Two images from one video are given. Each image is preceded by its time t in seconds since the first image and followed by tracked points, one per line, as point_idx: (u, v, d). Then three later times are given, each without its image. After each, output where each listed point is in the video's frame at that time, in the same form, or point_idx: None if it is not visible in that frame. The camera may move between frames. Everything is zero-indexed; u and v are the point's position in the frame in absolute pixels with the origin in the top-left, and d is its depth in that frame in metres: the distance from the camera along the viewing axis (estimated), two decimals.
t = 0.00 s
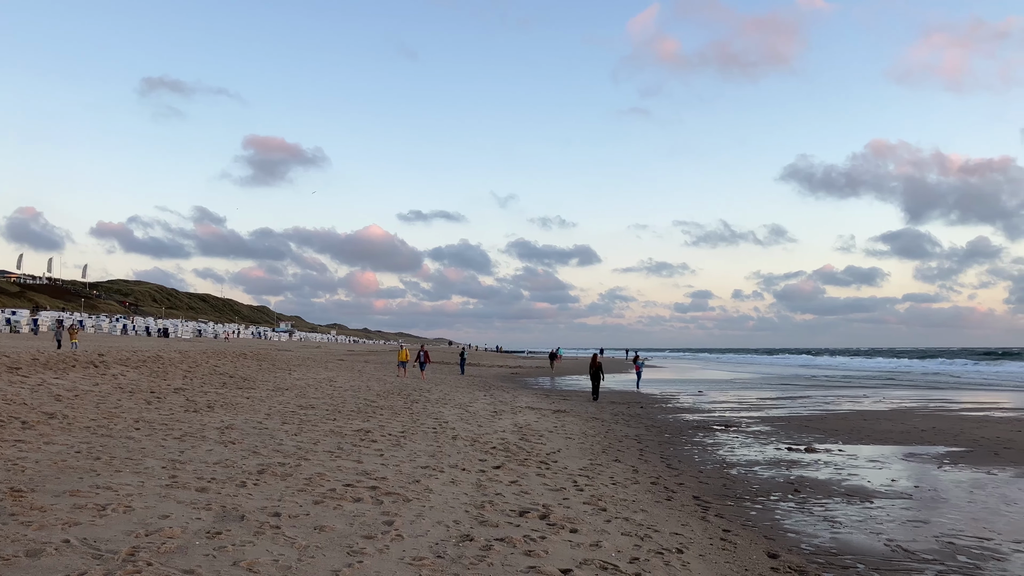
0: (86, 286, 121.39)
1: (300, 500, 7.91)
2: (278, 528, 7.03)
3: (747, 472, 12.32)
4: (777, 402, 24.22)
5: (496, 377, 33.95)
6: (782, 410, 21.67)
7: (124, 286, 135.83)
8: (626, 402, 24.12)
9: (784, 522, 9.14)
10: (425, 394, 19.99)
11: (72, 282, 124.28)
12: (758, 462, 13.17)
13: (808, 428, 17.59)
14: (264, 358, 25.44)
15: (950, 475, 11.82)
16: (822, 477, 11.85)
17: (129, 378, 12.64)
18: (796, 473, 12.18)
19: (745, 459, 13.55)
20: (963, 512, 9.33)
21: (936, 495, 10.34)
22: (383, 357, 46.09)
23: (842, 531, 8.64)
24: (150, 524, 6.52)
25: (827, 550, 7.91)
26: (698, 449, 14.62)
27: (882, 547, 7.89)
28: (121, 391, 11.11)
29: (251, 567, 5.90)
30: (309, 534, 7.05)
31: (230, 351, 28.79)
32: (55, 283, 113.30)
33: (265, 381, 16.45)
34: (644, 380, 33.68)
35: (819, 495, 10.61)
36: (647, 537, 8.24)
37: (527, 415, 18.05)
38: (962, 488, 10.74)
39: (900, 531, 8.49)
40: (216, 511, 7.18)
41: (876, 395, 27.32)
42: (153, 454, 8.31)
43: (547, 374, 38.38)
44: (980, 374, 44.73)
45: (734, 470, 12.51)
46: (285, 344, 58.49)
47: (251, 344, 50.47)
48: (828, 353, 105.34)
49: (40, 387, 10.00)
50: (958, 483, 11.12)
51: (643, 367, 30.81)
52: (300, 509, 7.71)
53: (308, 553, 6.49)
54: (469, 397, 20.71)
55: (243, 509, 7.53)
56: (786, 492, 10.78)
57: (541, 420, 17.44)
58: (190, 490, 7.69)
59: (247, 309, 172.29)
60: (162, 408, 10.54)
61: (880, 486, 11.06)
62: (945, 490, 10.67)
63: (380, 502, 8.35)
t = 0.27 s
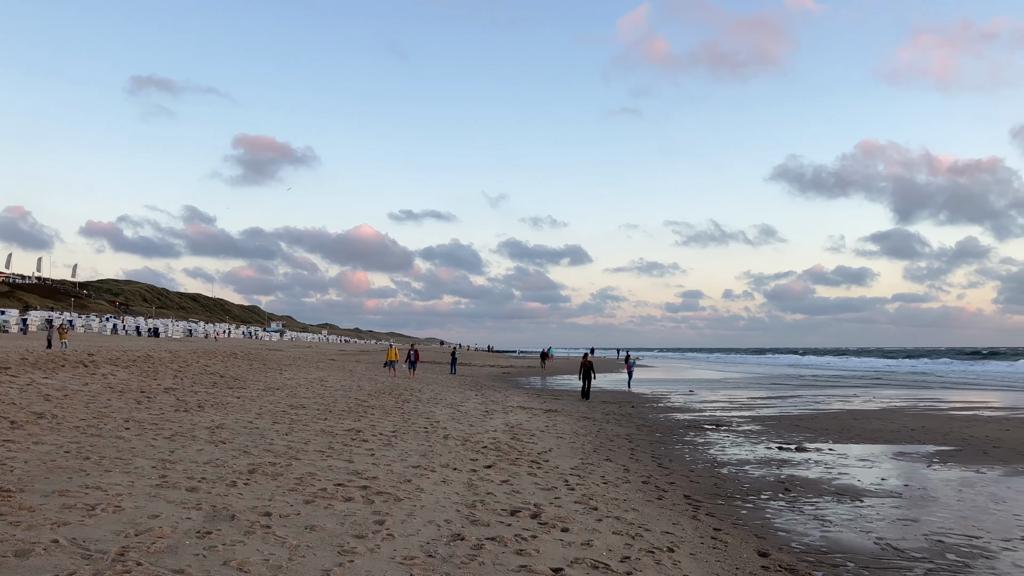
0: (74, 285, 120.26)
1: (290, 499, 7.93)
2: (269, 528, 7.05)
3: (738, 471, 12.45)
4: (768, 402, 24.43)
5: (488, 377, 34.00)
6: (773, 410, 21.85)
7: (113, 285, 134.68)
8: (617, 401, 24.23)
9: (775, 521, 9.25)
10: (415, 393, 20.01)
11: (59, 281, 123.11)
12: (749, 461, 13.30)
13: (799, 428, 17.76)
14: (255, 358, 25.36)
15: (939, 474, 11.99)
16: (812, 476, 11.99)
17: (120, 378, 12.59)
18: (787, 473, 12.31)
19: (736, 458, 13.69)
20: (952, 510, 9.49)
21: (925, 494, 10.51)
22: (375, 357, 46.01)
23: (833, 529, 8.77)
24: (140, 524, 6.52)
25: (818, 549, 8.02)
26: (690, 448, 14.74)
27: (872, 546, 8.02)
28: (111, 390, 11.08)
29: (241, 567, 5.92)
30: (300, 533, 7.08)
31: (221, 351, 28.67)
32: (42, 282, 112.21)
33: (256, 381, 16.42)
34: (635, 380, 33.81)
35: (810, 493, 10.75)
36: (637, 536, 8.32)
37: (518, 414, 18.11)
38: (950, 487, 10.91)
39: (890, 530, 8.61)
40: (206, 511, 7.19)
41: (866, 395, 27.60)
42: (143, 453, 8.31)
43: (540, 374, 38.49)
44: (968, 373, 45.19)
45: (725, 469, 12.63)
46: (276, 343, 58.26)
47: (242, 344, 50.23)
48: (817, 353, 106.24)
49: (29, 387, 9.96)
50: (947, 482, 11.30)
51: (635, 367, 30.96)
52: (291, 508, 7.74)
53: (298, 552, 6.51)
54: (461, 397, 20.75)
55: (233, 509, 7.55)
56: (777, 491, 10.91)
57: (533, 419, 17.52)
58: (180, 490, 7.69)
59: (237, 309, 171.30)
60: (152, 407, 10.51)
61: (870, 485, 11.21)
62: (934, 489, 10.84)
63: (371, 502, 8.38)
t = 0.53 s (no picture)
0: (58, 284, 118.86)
1: (279, 499, 7.95)
2: (257, 528, 7.07)
3: (727, 470, 12.59)
4: (757, 401, 24.67)
5: (478, 376, 34.03)
6: (761, 409, 22.06)
7: (98, 284, 133.22)
8: (607, 401, 24.35)
9: (763, 520, 9.38)
10: (404, 393, 20.01)
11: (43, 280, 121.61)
12: (737, 460, 13.45)
13: (787, 427, 17.95)
14: (243, 358, 25.24)
15: (926, 472, 12.20)
16: (800, 475, 12.16)
17: (107, 377, 12.53)
18: (775, 471, 12.46)
19: (724, 457, 13.83)
20: (938, 508, 9.66)
21: (912, 492, 10.69)
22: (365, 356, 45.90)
23: (820, 528, 8.90)
24: (126, 525, 6.52)
25: (805, 547, 8.15)
26: (679, 447, 14.88)
27: (859, 544, 8.15)
28: (98, 390, 11.02)
29: (229, 566, 5.94)
30: (288, 533, 7.10)
31: (209, 351, 28.50)
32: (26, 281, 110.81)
33: (244, 381, 16.37)
34: (625, 380, 33.95)
35: (798, 492, 10.90)
36: (626, 535, 8.42)
37: (507, 414, 18.16)
38: (937, 485, 11.11)
39: (877, 528, 8.77)
40: (194, 511, 7.20)
41: (854, 394, 27.91)
42: (130, 453, 8.29)
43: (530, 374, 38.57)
44: (952, 372, 45.76)
45: (713, 468, 12.77)
46: (264, 343, 57.93)
47: (230, 344, 49.89)
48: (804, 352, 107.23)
49: (14, 387, 9.89)
50: (933, 480, 11.49)
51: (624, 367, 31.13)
52: (279, 508, 7.76)
53: (287, 552, 6.54)
54: (450, 397, 20.78)
55: (221, 508, 7.56)
56: (764, 490, 11.05)
57: (523, 419, 17.60)
58: (167, 490, 7.69)
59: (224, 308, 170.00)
60: (140, 407, 10.47)
61: (858, 484, 11.39)
62: (921, 487, 11.03)
63: (359, 501, 8.42)
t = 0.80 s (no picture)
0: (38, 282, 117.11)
1: (263, 499, 7.97)
2: (241, 528, 7.10)
3: (712, 469, 12.77)
4: (743, 400, 24.96)
5: (465, 376, 34.08)
6: (747, 407, 22.35)
7: (79, 283, 131.41)
8: (594, 400, 24.51)
9: (748, 518, 9.55)
10: (390, 392, 20.03)
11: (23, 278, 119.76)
12: (723, 459, 13.64)
13: (772, 425, 18.22)
14: (228, 357, 25.11)
15: (909, 470, 12.46)
16: (785, 473, 12.36)
17: (90, 377, 12.44)
18: (760, 470, 12.67)
19: (710, 456, 14.02)
20: (921, 506, 9.89)
21: (895, 490, 10.93)
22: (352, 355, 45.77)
23: (805, 526, 9.08)
24: (109, 525, 6.53)
25: (790, 545, 8.32)
26: (664, 446, 15.05)
27: (844, 542, 8.33)
28: (81, 389, 10.95)
29: (212, 567, 5.97)
30: (272, 533, 7.14)
31: (193, 350, 28.30)
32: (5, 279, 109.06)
33: (230, 380, 16.31)
34: (612, 379, 34.18)
35: (783, 490, 11.09)
36: (611, 533, 8.54)
37: (493, 413, 18.24)
38: (920, 483, 11.36)
39: (861, 526, 8.96)
40: (178, 511, 7.21)
41: (838, 392, 28.33)
42: (113, 453, 8.27)
43: (518, 373, 38.69)
44: (934, 371, 46.54)
45: (699, 467, 12.95)
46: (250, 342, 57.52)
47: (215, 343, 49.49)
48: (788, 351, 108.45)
49: None
50: (917, 478, 11.75)
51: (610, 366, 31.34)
52: (263, 508, 7.79)
53: (270, 552, 6.58)
54: (436, 396, 20.83)
55: (205, 508, 7.58)
56: (750, 488, 11.24)
57: (509, 418, 17.69)
58: (151, 489, 7.68)
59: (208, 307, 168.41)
60: (123, 406, 10.42)
61: (842, 482, 11.61)
62: (904, 485, 11.27)
63: (345, 501, 8.46)
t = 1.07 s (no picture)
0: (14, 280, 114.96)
1: (243, 498, 8.00)
2: (221, 527, 7.12)
3: (695, 467, 13.00)
4: (726, 398, 25.30)
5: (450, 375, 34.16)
6: (730, 406, 22.68)
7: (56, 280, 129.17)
8: (577, 398, 24.71)
9: (731, 516, 9.76)
10: (374, 391, 20.07)
11: None
12: (706, 457, 13.88)
13: (755, 423, 18.53)
14: (210, 356, 24.95)
15: (890, 468, 12.78)
16: (767, 471, 12.61)
17: (70, 376, 12.34)
18: (742, 468, 12.91)
19: (693, 454, 14.25)
20: (902, 503, 10.16)
21: (876, 488, 11.20)
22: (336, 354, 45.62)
23: (787, 523, 9.30)
24: (86, 525, 6.53)
25: (772, 543, 8.52)
26: (648, 444, 15.27)
27: (825, 539, 8.55)
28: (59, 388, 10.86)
29: (191, 567, 6.00)
30: (252, 532, 7.17)
31: (175, 349, 28.06)
32: None
33: (212, 379, 16.22)
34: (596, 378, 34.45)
35: (765, 488, 11.33)
36: (594, 531, 8.68)
37: (477, 412, 18.35)
38: (901, 480, 11.68)
39: (843, 523, 9.20)
40: (157, 511, 7.22)
41: (820, 390, 28.82)
42: (92, 452, 8.24)
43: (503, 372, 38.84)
44: (912, 369, 47.48)
45: (682, 465, 13.17)
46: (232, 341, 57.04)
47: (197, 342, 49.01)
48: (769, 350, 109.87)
49: None
50: (897, 476, 12.05)
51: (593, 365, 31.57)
52: (244, 507, 7.81)
53: (250, 552, 6.61)
54: (420, 394, 20.89)
55: (184, 508, 7.59)
56: (733, 486, 11.46)
57: (493, 416, 17.81)
58: (130, 489, 7.68)
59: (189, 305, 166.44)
60: (103, 405, 10.37)
61: (823, 480, 11.88)
62: (885, 482, 11.57)
63: (326, 500, 8.51)
